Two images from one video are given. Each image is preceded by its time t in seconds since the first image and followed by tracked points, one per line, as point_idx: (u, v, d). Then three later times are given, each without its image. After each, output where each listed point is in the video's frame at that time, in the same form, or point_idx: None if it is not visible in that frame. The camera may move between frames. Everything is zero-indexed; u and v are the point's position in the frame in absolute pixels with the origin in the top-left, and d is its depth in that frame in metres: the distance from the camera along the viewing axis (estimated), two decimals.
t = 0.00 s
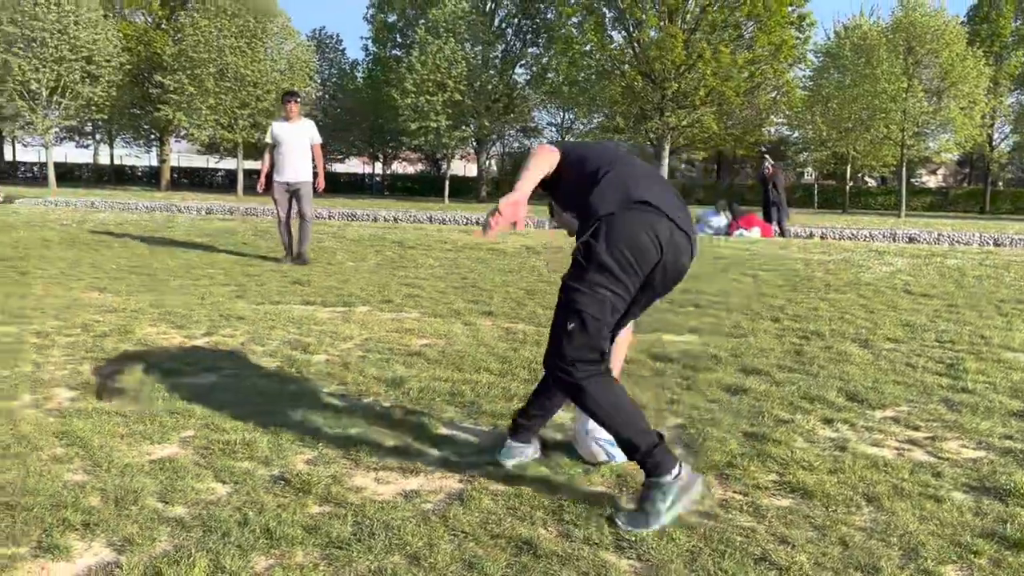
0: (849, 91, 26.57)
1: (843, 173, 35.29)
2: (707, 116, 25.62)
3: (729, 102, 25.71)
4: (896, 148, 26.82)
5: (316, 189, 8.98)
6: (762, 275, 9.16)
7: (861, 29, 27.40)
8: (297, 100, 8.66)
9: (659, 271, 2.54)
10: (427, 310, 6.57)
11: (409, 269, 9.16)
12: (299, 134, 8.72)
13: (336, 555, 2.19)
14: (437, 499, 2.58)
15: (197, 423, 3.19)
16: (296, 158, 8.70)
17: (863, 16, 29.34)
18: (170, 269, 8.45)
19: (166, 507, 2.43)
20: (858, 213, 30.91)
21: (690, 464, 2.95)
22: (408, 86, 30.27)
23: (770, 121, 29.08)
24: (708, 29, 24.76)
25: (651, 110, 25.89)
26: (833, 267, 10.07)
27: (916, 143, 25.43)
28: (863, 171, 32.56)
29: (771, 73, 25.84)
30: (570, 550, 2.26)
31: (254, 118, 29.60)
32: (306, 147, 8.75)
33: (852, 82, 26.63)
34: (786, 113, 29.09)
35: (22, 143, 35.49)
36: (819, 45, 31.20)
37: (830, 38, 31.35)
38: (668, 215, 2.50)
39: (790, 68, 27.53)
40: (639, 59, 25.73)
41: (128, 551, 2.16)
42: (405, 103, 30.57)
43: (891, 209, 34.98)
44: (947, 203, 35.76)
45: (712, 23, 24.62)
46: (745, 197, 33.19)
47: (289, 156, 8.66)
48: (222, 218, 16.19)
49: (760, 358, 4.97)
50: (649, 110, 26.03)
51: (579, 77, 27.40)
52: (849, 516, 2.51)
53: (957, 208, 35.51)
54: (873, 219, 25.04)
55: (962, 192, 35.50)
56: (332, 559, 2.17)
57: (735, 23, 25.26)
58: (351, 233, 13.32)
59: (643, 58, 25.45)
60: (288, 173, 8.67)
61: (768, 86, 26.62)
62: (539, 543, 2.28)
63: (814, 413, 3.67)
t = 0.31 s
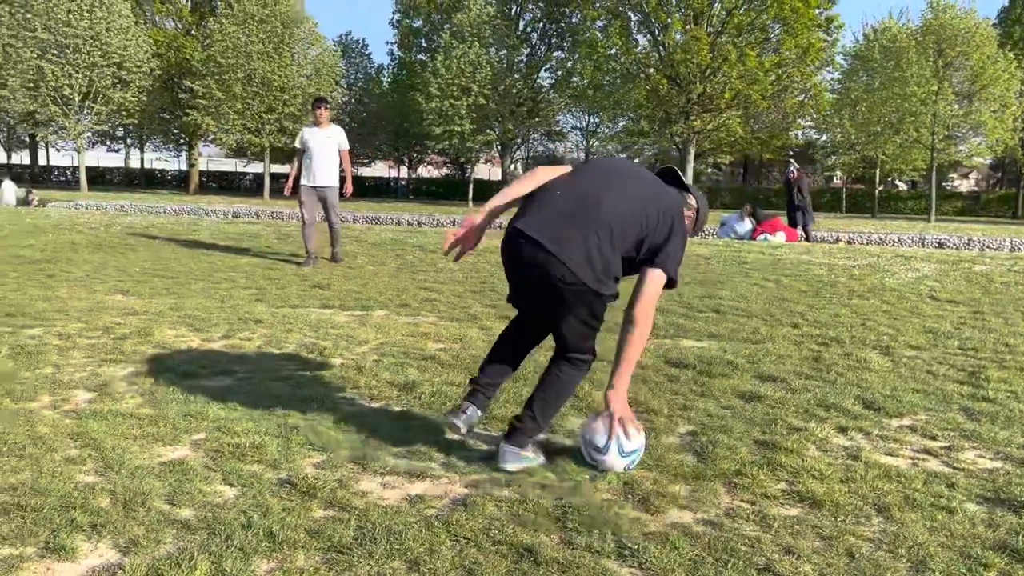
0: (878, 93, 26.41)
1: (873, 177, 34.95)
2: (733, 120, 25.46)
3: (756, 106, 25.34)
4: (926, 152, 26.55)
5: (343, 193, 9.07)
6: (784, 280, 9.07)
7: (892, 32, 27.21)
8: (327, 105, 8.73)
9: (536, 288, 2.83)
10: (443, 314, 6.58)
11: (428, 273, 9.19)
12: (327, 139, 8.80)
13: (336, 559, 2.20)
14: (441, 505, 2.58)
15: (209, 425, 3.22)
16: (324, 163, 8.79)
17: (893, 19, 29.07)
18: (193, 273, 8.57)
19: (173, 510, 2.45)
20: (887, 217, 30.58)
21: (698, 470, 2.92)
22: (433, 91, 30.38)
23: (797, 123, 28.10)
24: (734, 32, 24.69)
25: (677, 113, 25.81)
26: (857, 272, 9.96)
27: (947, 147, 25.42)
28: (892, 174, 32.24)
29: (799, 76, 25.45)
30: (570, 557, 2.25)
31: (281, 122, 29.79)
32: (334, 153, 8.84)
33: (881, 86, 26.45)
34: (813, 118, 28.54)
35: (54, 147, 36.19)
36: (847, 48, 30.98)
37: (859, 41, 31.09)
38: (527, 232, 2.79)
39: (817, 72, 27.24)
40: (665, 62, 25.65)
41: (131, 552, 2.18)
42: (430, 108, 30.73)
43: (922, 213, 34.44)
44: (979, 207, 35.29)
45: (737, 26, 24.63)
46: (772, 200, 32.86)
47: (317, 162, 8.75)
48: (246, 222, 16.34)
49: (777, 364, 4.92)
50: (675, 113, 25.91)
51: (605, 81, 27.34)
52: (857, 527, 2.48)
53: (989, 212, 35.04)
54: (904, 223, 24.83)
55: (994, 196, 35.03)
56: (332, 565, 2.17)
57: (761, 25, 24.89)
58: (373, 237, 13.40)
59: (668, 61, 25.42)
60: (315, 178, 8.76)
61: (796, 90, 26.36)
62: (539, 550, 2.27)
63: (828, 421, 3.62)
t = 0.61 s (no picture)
0: (881, 92, 26.43)
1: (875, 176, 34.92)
2: (734, 118, 25.40)
3: (757, 104, 25.15)
4: (929, 150, 26.52)
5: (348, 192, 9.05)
6: (783, 280, 9.05)
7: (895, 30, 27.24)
8: (336, 105, 8.74)
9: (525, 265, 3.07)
10: (440, 314, 6.56)
11: (426, 273, 9.16)
12: (335, 139, 8.80)
13: (318, 564, 2.18)
14: (428, 509, 2.56)
15: (198, 427, 3.20)
16: (331, 162, 8.77)
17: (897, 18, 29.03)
18: (190, 272, 8.55)
19: (156, 514, 2.43)
20: (890, 216, 30.56)
21: (689, 472, 2.90)
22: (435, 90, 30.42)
23: (800, 122, 27.99)
24: (736, 30, 24.63)
25: (678, 112, 25.77)
26: (856, 272, 9.93)
27: (950, 145, 25.41)
28: (894, 172, 32.23)
29: (800, 75, 25.37)
30: (557, 562, 2.23)
31: (282, 121, 29.74)
32: (341, 152, 8.83)
33: (883, 84, 26.47)
34: (816, 116, 28.43)
35: (55, 146, 36.18)
36: (850, 47, 30.96)
37: (862, 40, 31.03)
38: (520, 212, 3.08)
39: (819, 71, 27.11)
40: (667, 61, 25.58)
41: (110, 558, 2.16)
42: (432, 107, 30.66)
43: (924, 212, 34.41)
44: (982, 205, 35.27)
45: (739, 24, 24.55)
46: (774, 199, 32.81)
47: (325, 161, 8.74)
48: (247, 221, 16.30)
49: (773, 364, 4.90)
50: (676, 112, 25.86)
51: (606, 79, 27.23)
52: (847, 530, 2.46)
53: (992, 211, 35.03)
54: (907, 222, 24.81)
55: (997, 195, 35.04)
56: (315, 570, 2.15)
57: (764, 24, 24.69)
58: (372, 237, 13.37)
59: (670, 60, 25.35)
60: (322, 176, 8.74)
61: (798, 88, 26.21)
62: (525, 554, 2.25)
63: (822, 422, 3.60)
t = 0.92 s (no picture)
0: (870, 89, 26.59)
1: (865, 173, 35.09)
2: (724, 116, 25.50)
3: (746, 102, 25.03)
4: (917, 147, 26.67)
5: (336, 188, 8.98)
6: (771, 277, 9.07)
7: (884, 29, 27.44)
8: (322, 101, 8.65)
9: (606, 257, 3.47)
10: (426, 313, 6.52)
11: (414, 271, 9.11)
12: (321, 135, 8.73)
13: (287, 568, 2.14)
14: (403, 510, 2.53)
15: (173, 429, 3.15)
16: (317, 159, 8.71)
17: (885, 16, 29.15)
18: (174, 272, 8.48)
19: (125, 518, 2.39)
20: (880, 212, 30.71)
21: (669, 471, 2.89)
22: (425, 87, 30.61)
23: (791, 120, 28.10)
24: (726, 28, 24.74)
25: (669, 110, 25.79)
26: (844, 268, 9.96)
27: (938, 142, 25.52)
28: (884, 169, 32.41)
29: (789, 72, 25.44)
30: (531, 564, 2.21)
31: (272, 119, 29.55)
32: (327, 149, 8.76)
33: (872, 81, 26.66)
34: (806, 114, 28.44)
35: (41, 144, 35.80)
36: (840, 45, 31.08)
37: (851, 38, 31.13)
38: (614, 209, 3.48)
39: (809, 68, 27.07)
40: (657, 59, 25.56)
41: (75, 562, 2.12)
42: (422, 104, 30.49)
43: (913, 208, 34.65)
44: (971, 202, 35.52)
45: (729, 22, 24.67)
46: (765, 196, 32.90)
47: (311, 158, 8.68)
48: (235, 220, 16.18)
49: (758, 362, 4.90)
50: (667, 110, 25.87)
51: (597, 76, 27.16)
52: (825, 529, 2.45)
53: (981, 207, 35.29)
54: (897, 219, 24.95)
55: (986, 191, 35.29)
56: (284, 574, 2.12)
57: (753, 21, 24.86)
58: (360, 234, 13.30)
59: (661, 58, 25.32)
60: (308, 173, 8.68)
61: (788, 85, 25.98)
62: (499, 556, 2.23)
63: (805, 420, 3.59)
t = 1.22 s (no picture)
0: (861, 86, 26.73)
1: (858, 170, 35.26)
2: (717, 113, 25.53)
3: (739, 100, 25.16)
4: (909, 143, 26.79)
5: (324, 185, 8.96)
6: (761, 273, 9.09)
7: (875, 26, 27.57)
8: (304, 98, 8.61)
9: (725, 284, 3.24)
10: (414, 310, 6.51)
11: (404, 269, 9.09)
12: (305, 133, 8.69)
13: (263, 566, 2.14)
14: (382, 507, 2.53)
15: (154, 427, 3.14)
16: (303, 156, 8.69)
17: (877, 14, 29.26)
18: (162, 270, 8.44)
19: (103, 516, 2.37)
20: (873, 209, 30.89)
21: (652, 468, 2.89)
22: (418, 84, 30.31)
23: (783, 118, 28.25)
24: (718, 26, 24.84)
25: (662, 108, 25.85)
26: (834, 264, 9.99)
27: (928, 139, 25.64)
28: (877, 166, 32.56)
29: (781, 70, 25.53)
30: (509, 560, 2.21)
31: (264, 117, 29.48)
32: (312, 146, 8.73)
33: (864, 78, 26.82)
34: (798, 112, 28.50)
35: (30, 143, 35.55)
36: (831, 43, 31.20)
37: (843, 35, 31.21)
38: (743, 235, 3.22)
39: (801, 65, 27.13)
40: (650, 57, 25.60)
41: (49, 561, 2.11)
42: (415, 102, 30.42)
43: (905, 205, 34.85)
44: (963, 198, 35.73)
45: (721, 19, 24.76)
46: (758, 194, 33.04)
47: (296, 156, 8.65)
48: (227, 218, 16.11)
49: (744, 358, 4.92)
50: (660, 108, 25.92)
51: (590, 74, 27.15)
52: (803, 524, 2.46)
53: (972, 203, 35.51)
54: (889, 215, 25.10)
55: (978, 187, 35.50)
56: (260, 571, 2.12)
57: (745, 19, 24.99)
58: (352, 233, 13.28)
59: (653, 56, 25.33)
60: (294, 171, 8.67)
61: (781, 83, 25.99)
62: (477, 552, 2.23)
63: (788, 415, 3.60)
